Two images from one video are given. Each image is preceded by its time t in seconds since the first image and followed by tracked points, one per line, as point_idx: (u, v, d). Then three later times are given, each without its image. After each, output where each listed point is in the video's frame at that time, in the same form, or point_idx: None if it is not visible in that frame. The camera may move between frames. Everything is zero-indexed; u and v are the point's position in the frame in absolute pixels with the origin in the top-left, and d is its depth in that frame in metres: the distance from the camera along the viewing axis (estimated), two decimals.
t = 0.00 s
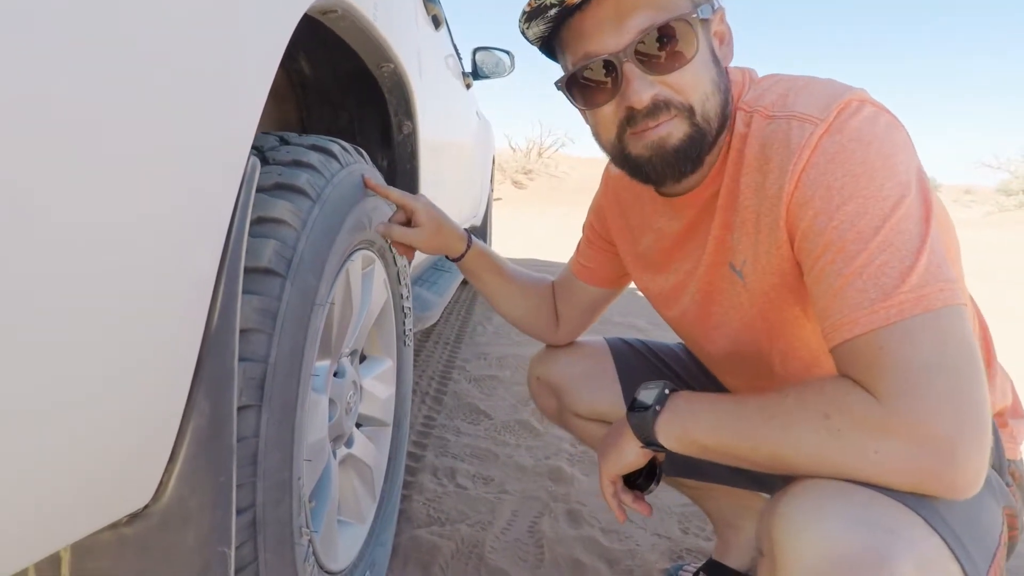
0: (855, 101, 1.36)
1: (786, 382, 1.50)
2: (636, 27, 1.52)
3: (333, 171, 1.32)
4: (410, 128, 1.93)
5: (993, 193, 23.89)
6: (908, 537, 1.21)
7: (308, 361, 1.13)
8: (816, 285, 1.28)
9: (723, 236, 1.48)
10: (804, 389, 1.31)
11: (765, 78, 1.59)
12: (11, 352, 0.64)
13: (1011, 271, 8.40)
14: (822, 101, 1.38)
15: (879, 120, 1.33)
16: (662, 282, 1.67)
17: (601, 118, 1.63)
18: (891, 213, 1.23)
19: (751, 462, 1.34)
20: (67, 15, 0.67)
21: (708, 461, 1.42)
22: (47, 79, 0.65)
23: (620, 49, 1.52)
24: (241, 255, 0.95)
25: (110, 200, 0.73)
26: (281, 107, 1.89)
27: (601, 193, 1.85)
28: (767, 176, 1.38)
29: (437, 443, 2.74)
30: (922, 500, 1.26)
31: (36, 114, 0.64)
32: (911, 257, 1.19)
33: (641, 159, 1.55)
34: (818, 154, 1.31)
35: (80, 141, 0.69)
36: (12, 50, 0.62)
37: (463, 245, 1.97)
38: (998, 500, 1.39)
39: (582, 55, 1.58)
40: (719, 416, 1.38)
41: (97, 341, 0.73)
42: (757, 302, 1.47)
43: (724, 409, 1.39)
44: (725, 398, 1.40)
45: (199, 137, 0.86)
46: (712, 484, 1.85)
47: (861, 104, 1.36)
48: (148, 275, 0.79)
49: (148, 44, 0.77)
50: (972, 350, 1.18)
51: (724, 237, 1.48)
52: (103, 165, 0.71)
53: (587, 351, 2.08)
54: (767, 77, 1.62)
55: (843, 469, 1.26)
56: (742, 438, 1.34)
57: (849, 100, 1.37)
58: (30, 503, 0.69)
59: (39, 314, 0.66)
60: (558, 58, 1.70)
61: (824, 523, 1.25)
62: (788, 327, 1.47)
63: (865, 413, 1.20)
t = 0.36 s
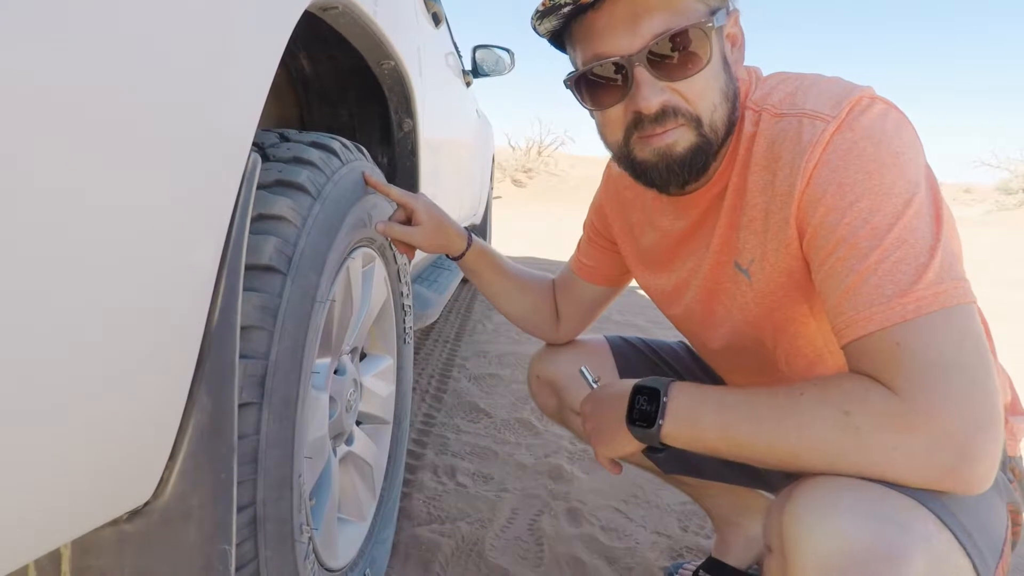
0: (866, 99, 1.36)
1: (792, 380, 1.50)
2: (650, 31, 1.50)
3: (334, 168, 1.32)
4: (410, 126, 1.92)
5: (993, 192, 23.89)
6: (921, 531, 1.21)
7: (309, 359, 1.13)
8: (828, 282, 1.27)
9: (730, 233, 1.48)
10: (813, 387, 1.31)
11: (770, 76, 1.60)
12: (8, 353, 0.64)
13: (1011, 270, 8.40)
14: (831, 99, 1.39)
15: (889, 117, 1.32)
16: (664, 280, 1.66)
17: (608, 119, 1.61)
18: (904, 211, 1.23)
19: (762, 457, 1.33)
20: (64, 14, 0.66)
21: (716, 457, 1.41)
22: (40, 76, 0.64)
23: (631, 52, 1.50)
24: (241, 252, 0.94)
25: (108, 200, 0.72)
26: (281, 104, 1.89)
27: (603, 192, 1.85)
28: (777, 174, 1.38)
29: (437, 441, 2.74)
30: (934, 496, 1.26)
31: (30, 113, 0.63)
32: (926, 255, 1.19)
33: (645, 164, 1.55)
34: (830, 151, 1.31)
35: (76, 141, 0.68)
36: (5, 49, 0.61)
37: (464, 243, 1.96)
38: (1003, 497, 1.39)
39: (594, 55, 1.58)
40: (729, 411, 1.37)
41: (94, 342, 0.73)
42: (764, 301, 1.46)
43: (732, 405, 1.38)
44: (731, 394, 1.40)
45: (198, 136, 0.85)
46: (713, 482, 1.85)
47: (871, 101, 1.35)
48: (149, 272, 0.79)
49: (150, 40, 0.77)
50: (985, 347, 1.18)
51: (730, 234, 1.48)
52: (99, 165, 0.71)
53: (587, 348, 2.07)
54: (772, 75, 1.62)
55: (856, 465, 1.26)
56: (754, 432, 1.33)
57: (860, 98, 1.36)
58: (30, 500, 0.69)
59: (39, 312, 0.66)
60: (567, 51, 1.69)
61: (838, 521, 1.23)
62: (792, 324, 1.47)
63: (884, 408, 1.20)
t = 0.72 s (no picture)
0: (871, 93, 1.35)
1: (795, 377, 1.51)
2: (660, 17, 1.49)
3: (332, 164, 1.31)
4: (409, 123, 1.91)
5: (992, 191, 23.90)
6: (925, 528, 1.20)
7: (307, 356, 1.13)
8: (831, 277, 1.27)
9: (733, 229, 1.48)
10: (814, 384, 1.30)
11: (775, 70, 1.59)
12: (3, 352, 0.63)
13: (1010, 269, 8.40)
14: (836, 93, 1.38)
15: (894, 112, 1.32)
16: (667, 276, 1.66)
17: (616, 108, 1.60)
18: (908, 206, 1.22)
19: (763, 455, 1.33)
20: (60, 10, 0.66)
21: (717, 455, 1.40)
22: (33, 73, 0.63)
23: (641, 39, 1.50)
24: (239, 248, 0.93)
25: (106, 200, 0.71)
26: (280, 100, 1.88)
27: (604, 188, 1.84)
28: (780, 169, 1.37)
29: (436, 439, 2.73)
30: (936, 494, 1.26)
31: (25, 111, 0.62)
32: (930, 251, 1.19)
33: (656, 154, 1.53)
34: (834, 146, 1.30)
35: (74, 138, 0.67)
36: None
37: (463, 241, 1.95)
38: (1005, 494, 1.39)
39: (603, 42, 1.56)
40: (729, 410, 1.37)
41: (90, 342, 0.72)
42: (767, 296, 1.45)
43: (731, 403, 1.37)
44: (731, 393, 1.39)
45: (198, 132, 0.84)
46: (713, 480, 1.85)
47: (876, 96, 1.34)
48: (149, 268, 0.78)
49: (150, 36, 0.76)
50: (989, 343, 1.18)
51: (734, 230, 1.48)
52: (97, 161, 0.70)
53: (587, 346, 2.07)
54: (777, 69, 1.61)
55: (858, 463, 1.26)
56: (755, 430, 1.33)
57: (865, 92, 1.36)
58: (28, 498, 0.68)
59: (37, 309, 0.66)
60: (572, 44, 1.68)
61: (841, 518, 1.23)
62: (795, 320, 1.47)
63: (886, 406, 1.19)
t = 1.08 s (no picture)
0: (872, 87, 1.34)
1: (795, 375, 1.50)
2: (666, 9, 1.48)
3: (330, 160, 1.30)
4: (407, 119, 1.91)
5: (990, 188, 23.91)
6: (924, 525, 1.20)
7: (305, 353, 1.12)
8: (830, 273, 1.26)
9: (734, 225, 1.47)
10: (815, 380, 1.30)
11: (777, 64, 1.58)
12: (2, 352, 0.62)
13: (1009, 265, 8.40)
14: (837, 87, 1.37)
15: (896, 106, 1.31)
16: (667, 272, 1.65)
17: (618, 101, 1.58)
18: (908, 201, 1.21)
19: (762, 451, 1.33)
20: (58, 7, 0.65)
21: (716, 451, 1.40)
22: (29, 69, 0.62)
23: (646, 31, 1.49)
24: (235, 244, 0.92)
25: (103, 197, 0.70)
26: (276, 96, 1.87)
27: (603, 184, 1.83)
28: (780, 164, 1.37)
29: (434, 437, 2.73)
30: (936, 491, 1.25)
31: (22, 107, 0.62)
32: (930, 246, 1.18)
33: (659, 144, 1.51)
34: (835, 140, 1.29)
35: (73, 135, 0.67)
36: None
37: (462, 238, 1.95)
38: (1006, 491, 1.38)
39: (607, 34, 1.53)
40: (727, 406, 1.36)
41: (87, 341, 0.71)
42: (767, 292, 1.45)
43: (730, 399, 1.37)
44: (731, 389, 1.39)
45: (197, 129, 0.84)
46: (713, 477, 1.84)
47: (877, 90, 1.34)
48: (148, 266, 0.78)
49: (149, 33, 0.76)
50: (991, 340, 1.17)
51: (734, 225, 1.47)
52: (97, 159, 0.69)
53: (586, 343, 2.06)
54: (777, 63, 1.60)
55: (858, 460, 1.25)
56: (753, 427, 1.32)
57: (866, 86, 1.35)
58: (26, 500, 0.68)
59: (35, 309, 0.65)
60: (574, 36, 1.66)
61: (840, 515, 1.22)
62: (795, 316, 1.46)
63: (885, 402, 1.19)
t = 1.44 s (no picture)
0: (870, 83, 1.34)
1: (794, 372, 1.49)
2: (661, 5, 1.48)
3: (326, 157, 1.29)
4: (404, 116, 1.90)
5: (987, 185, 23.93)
6: (923, 523, 1.19)
7: (302, 351, 1.11)
8: (828, 269, 1.25)
9: (731, 222, 1.47)
10: (815, 377, 1.29)
11: (776, 59, 1.57)
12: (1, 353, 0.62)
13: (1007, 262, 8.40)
14: (835, 84, 1.37)
15: (894, 102, 1.30)
16: (666, 270, 1.65)
17: (613, 98, 1.57)
18: (907, 197, 1.21)
19: (759, 449, 1.32)
20: (58, 5, 0.64)
21: (713, 449, 1.39)
22: (28, 68, 0.61)
23: (641, 27, 1.48)
24: (230, 241, 0.91)
25: (103, 197, 0.70)
26: (273, 93, 1.86)
27: (601, 182, 1.83)
28: (778, 160, 1.36)
29: (432, 435, 2.72)
30: (935, 488, 1.24)
31: (21, 106, 0.61)
32: (928, 242, 1.18)
33: (655, 140, 1.51)
34: (833, 136, 1.29)
35: (74, 134, 0.66)
36: None
37: (460, 235, 1.94)
38: (1005, 488, 1.38)
39: (602, 31, 1.53)
40: (726, 404, 1.35)
41: (86, 341, 0.71)
42: (764, 289, 1.44)
43: (729, 397, 1.36)
44: (730, 388, 1.38)
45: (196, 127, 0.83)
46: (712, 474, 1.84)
47: (875, 85, 1.33)
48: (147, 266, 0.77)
49: (148, 31, 0.75)
50: (989, 336, 1.16)
51: (732, 222, 1.47)
52: (97, 159, 0.69)
53: (584, 341, 2.06)
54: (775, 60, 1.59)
55: (856, 457, 1.25)
56: (751, 425, 1.32)
57: (865, 81, 1.34)
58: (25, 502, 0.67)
59: (35, 310, 0.64)
60: (569, 33, 1.65)
61: (839, 514, 1.21)
62: (793, 313, 1.46)
63: (883, 399, 1.18)
